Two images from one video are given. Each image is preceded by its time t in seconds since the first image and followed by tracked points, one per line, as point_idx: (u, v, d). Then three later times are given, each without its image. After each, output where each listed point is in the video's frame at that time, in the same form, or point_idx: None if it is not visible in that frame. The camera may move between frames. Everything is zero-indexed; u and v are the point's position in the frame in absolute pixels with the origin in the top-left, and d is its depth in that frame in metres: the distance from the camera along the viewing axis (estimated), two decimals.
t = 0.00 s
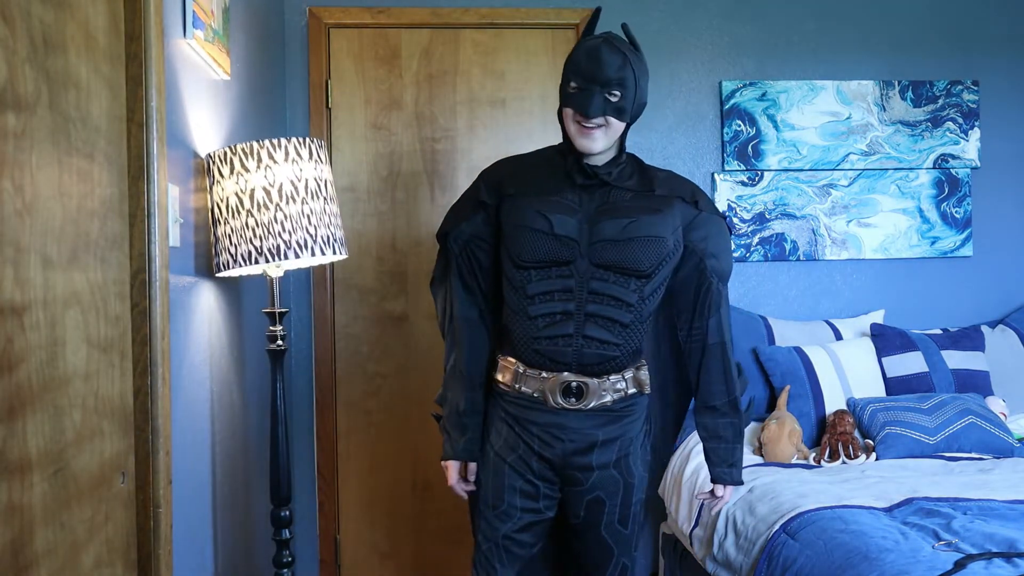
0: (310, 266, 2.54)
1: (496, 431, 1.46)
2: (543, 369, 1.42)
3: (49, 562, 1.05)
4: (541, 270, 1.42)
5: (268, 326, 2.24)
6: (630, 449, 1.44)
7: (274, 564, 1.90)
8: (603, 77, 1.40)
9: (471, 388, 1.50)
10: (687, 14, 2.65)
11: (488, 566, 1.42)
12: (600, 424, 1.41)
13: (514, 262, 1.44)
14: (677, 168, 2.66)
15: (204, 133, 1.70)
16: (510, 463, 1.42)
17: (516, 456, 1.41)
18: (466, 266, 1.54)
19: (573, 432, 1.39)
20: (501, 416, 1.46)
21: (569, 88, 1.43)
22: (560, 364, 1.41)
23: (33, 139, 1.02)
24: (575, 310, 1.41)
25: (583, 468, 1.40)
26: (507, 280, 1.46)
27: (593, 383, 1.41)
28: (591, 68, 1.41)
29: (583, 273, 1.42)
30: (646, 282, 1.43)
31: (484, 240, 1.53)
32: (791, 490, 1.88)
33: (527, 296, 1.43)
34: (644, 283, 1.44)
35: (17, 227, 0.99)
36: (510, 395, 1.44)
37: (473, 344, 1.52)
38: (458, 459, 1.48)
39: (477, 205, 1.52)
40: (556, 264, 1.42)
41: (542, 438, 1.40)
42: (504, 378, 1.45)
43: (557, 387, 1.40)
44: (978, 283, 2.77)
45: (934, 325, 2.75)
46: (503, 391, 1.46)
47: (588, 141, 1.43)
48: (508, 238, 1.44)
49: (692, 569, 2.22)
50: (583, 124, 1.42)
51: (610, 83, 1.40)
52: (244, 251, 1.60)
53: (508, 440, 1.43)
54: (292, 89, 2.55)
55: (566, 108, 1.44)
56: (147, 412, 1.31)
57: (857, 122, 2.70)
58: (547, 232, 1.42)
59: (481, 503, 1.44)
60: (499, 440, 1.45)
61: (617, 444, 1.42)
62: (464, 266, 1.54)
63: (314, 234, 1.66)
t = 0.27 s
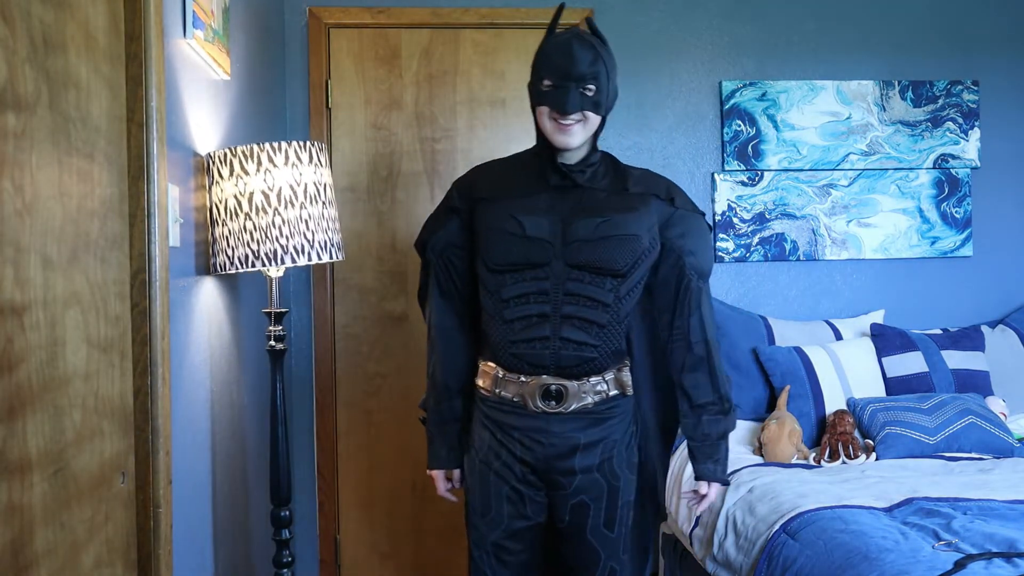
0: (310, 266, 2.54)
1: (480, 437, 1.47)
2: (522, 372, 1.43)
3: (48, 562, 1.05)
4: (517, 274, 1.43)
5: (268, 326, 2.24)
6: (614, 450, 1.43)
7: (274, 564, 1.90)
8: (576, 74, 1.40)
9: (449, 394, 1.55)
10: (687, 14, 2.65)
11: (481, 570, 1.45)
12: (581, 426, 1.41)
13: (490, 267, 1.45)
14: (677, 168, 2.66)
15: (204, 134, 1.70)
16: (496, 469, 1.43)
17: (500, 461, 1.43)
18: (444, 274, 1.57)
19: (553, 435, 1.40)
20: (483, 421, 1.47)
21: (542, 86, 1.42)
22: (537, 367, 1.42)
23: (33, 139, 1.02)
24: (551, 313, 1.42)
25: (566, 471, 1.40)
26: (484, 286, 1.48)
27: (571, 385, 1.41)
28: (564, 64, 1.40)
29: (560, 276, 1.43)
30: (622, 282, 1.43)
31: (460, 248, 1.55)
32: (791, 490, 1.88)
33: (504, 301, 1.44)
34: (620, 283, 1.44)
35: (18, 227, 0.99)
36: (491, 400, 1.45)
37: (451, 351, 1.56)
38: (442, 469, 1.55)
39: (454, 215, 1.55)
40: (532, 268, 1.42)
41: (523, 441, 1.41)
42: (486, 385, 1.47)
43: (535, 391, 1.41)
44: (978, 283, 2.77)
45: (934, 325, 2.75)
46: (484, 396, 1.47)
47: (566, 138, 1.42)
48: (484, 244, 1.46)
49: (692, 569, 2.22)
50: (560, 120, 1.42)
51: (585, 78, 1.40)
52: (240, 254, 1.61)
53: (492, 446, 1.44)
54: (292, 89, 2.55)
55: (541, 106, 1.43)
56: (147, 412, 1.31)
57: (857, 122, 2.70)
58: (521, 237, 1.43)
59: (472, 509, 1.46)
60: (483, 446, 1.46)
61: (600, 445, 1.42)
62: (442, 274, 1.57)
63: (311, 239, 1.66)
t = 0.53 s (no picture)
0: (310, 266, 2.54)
1: (453, 445, 1.40)
2: (495, 378, 1.36)
3: (49, 562, 1.05)
4: (482, 275, 1.36)
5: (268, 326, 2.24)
6: (592, 450, 1.38)
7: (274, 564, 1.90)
8: (529, 67, 1.32)
9: (414, 406, 1.47)
10: (687, 14, 2.65)
11: None
12: (557, 428, 1.35)
13: (453, 271, 1.38)
14: (677, 168, 2.66)
15: (204, 134, 1.70)
16: (472, 477, 1.36)
17: (475, 469, 1.36)
18: (406, 281, 1.49)
19: (530, 438, 1.33)
20: (456, 429, 1.40)
21: (496, 83, 1.34)
22: (508, 371, 1.35)
23: (33, 139, 1.02)
24: (520, 314, 1.35)
25: (544, 475, 1.34)
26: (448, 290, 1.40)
27: (545, 387, 1.35)
28: (516, 58, 1.33)
29: (527, 276, 1.36)
30: (589, 279, 1.37)
31: (422, 254, 1.48)
32: (791, 490, 1.88)
33: (470, 305, 1.36)
34: (588, 280, 1.37)
35: (17, 227, 0.99)
36: (463, 406, 1.39)
37: (416, 361, 1.48)
38: (411, 483, 1.45)
39: (413, 220, 1.47)
40: (498, 268, 1.36)
41: (499, 447, 1.34)
42: (457, 391, 1.40)
43: (509, 395, 1.34)
44: (977, 283, 2.77)
45: (934, 325, 2.75)
46: (455, 403, 1.41)
47: (525, 133, 1.35)
48: (446, 247, 1.38)
49: (692, 569, 2.22)
50: (517, 116, 1.34)
51: (538, 71, 1.33)
52: (239, 254, 1.61)
53: (466, 454, 1.38)
54: (292, 89, 2.56)
55: (496, 103, 1.34)
56: (147, 412, 1.31)
57: (857, 122, 2.70)
58: (485, 237, 1.35)
59: (448, 520, 1.39)
60: (457, 454, 1.39)
61: (577, 446, 1.36)
62: (403, 282, 1.49)
63: (310, 241, 1.66)
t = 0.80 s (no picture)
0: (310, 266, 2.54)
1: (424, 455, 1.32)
2: (470, 384, 1.29)
3: (49, 562, 1.05)
4: (452, 280, 1.29)
5: (268, 326, 2.24)
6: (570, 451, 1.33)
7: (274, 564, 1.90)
8: (486, 69, 1.27)
9: (377, 421, 1.35)
10: (687, 14, 2.65)
11: None
12: (534, 430, 1.29)
13: (421, 277, 1.30)
14: (677, 168, 2.66)
15: (204, 134, 1.70)
16: (448, 485, 1.29)
17: (452, 478, 1.29)
18: (364, 288, 1.36)
19: (509, 442, 1.27)
20: (428, 439, 1.32)
21: (452, 87, 1.29)
22: (483, 377, 1.28)
23: (33, 139, 1.02)
24: (493, 317, 1.29)
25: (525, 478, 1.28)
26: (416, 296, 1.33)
27: (523, 391, 1.29)
28: (472, 59, 1.27)
29: (497, 278, 1.30)
30: (562, 279, 1.31)
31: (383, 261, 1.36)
32: (791, 490, 1.88)
33: (441, 311, 1.29)
34: (561, 281, 1.32)
35: (18, 227, 0.99)
36: (435, 414, 1.31)
37: (379, 376, 1.36)
38: (367, 497, 1.32)
39: (370, 224, 1.35)
40: (469, 272, 1.29)
41: (477, 453, 1.28)
42: (428, 397, 1.32)
43: (486, 399, 1.27)
44: (977, 283, 2.77)
45: (934, 325, 2.75)
46: (428, 409, 1.32)
47: (486, 137, 1.29)
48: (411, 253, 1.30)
49: (692, 569, 2.22)
50: (476, 119, 1.28)
51: (496, 73, 1.27)
52: (240, 253, 1.61)
53: (440, 461, 1.30)
54: (292, 89, 2.56)
55: (455, 106, 1.29)
56: (147, 412, 1.31)
57: (857, 122, 2.70)
58: (455, 240, 1.28)
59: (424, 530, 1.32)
60: (431, 463, 1.31)
61: (556, 447, 1.31)
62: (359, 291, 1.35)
63: (313, 237, 1.66)
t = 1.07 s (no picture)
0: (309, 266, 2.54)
1: (422, 460, 1.32)
2: (468, 389, 1.28)
3: (49, 562, 1.05)
4: (448, 283, 1.28)
5: (268, 326, 2.24)
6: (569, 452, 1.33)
7: (275, 563, 1.90)
8: (477, 66, 1.25)
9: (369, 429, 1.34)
10: (687, 14, 2.65)
11: None
12: (533, 432, 1.29)
13: (416, 281, 1.28)
14: (676, 168, 2.66)
15: (204, 133, 1.70)
16: (448, 490, 1.29)
17: (452, 483, 1.29)
18: (357, 294, 1.34)
19: (508, 445, 1.27)
20: (425, 443, 1.31)
21: (442, 84, 1.27)
22: (481, 380, 1.28)
23: (33, 139, 1.02)
24: (490, 320, 1.28)
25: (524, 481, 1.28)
26: (410, 300, 1.32)
27: (520, 394, 1.28)
28: (462, 56, 1.25)
29: (494, 280, 1.29)
30: (558, 279, 1.31)
31: (374, 266, 1.34)
32: (791, 490, 1.88)
33: (437, 315, 1.28)
34: (557, 281, 1.31)
35: (18, 227, 0.99)
36: (433, 419, 1.30)
37: (372, 381, 1.36)
38: (357, 509, 1.31)
39: (359, 229, 1.33)
40: (465, 275, 1.28)
41: (476, 458, 1.27)
42: (425, 401, 1.32)
43: (484, 404, 1.27)
44: (977, 283, 2.77)
45: (934, 325, 2.75)
46: (424, 413, 1.32)
47: (478, 135, 1.28)
48: (404, 258, 1.29)
49: (692, 569, 2.22)
50: (467, 117, 1.27)
51: (486, 69, 1.26)
52: (240, 253, 1.60)
53: (439, 466, 1.30)
54: (292, 89, 2.55)
55: (445, 104, 1.27)
56: (147, 412, 1.31)
57: (857, 122, 2.70)
58: (450, 244, 1.27)
59: (425, 535, 1.32)
60: (429, 469, 1.31)
61: (555, 449, 1.31)
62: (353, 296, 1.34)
63: (312, 238, 1.66)
